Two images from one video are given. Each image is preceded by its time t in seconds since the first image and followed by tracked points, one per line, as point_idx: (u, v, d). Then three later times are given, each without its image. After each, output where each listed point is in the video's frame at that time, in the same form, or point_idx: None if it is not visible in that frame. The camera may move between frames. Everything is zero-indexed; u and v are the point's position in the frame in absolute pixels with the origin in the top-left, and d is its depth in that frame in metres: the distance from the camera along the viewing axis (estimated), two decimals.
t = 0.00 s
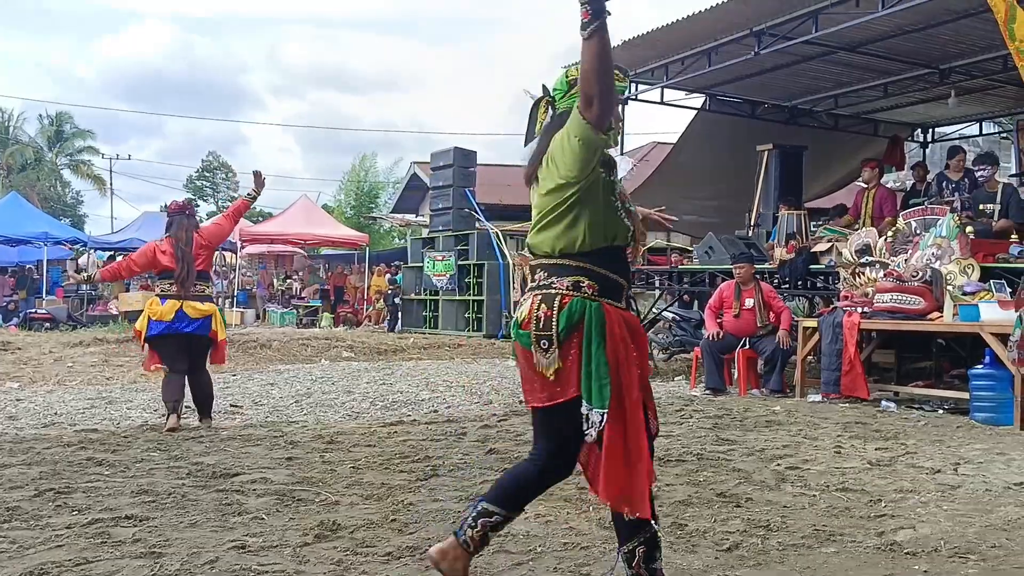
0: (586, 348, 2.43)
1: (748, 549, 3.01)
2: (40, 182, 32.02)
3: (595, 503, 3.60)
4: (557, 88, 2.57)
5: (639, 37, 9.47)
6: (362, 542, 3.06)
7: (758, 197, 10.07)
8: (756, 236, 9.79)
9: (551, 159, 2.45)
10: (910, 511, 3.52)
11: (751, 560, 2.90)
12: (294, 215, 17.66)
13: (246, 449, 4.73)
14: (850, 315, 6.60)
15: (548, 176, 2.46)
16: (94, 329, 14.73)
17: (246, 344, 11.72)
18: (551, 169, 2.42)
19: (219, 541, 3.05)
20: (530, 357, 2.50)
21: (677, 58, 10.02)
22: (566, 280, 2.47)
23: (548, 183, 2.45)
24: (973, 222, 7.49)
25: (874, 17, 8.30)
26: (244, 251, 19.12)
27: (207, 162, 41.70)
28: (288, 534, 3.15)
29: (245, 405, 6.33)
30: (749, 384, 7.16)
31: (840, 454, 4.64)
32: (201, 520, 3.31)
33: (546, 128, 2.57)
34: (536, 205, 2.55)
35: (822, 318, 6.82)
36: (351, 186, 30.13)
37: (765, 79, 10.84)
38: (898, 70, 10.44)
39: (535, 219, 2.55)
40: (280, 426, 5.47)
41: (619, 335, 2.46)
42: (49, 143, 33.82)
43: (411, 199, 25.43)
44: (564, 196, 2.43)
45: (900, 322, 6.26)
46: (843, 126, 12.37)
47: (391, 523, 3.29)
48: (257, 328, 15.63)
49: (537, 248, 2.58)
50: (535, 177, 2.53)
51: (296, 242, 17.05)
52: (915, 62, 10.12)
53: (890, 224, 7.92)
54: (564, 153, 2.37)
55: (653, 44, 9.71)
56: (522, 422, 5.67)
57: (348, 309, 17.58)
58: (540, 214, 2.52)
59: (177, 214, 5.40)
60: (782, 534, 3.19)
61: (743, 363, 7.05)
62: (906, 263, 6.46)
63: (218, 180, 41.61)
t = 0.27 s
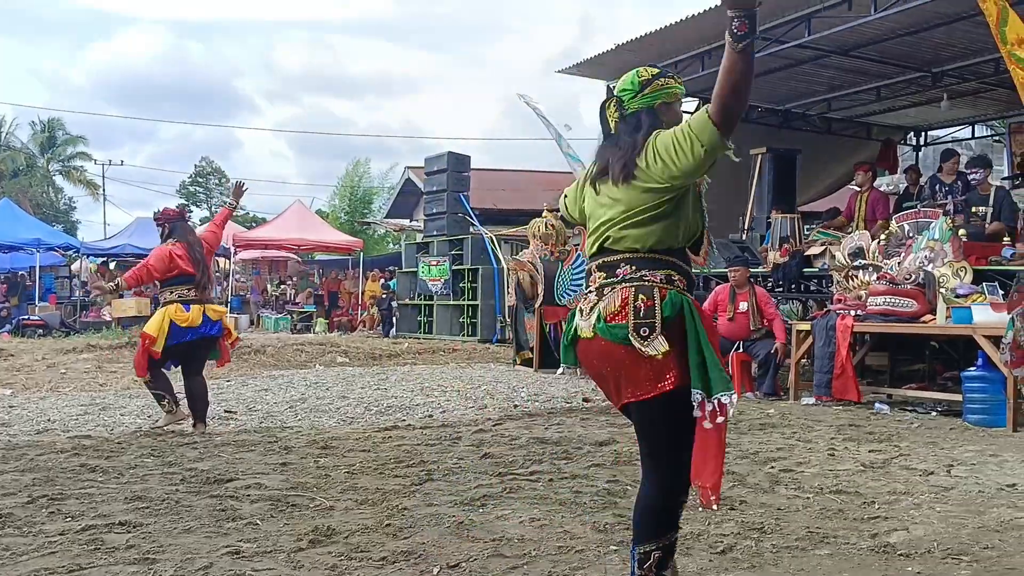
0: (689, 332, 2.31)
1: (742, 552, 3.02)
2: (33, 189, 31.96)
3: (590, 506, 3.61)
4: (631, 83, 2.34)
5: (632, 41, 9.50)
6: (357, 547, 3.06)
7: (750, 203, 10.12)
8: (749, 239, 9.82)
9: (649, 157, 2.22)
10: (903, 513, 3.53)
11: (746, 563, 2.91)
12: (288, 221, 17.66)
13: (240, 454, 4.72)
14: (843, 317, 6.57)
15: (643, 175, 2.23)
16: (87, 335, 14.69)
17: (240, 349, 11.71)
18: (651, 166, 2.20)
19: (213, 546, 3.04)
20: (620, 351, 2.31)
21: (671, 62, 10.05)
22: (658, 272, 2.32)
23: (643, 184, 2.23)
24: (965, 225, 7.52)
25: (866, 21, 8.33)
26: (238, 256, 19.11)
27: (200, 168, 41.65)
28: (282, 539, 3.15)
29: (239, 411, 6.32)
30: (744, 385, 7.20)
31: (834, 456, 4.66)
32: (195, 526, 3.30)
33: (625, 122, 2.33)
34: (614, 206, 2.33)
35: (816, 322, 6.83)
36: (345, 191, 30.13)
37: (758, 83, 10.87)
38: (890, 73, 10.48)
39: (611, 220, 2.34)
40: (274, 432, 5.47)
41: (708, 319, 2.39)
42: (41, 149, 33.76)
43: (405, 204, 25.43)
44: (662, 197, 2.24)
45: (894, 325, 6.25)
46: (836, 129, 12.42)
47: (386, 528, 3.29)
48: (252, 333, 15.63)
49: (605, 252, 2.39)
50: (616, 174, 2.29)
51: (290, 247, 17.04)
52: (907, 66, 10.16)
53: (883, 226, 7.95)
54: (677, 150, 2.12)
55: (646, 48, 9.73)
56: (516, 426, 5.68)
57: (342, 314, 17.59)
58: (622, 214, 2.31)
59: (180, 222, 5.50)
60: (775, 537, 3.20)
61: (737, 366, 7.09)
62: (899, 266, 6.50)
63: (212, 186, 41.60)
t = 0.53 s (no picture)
0: (742, 340, 2.55)
1: (735, 552, 3.03)
2: (26, 188, 31.86)
3: (584, 506, 3.61)
4: (689, 94, 2.49)
5: (626, 42, 9.50)
6: (351, 546, 3.06)
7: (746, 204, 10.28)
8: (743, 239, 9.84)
9: (714, 164, 2.42)
10: (896, 513, 3.54)
11: (740, 562, 2.92)
12: (283, 221, 17.63)
13: (234, 454, 4.71)
14: (837, 317, 6.60)
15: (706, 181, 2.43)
16: (81, 335, 14.65)
17: (234, 350, 11.69)
18: (718, 174, 2.40)
19: (207, 546, 3.04)
20: (667, 350, 2.51)
21: (666, 62, 10.05)
22: (712, 283, 2.52)
23: (706, 191, 2.43)
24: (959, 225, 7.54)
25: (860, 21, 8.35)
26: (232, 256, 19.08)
27: (194, 167, 41.57)
28: (277, 539, 3.14)
29: (233, 411, 6.30)
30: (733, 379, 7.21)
31: (828, 456, 4.67)
32: (189, 526, 3.30)
33: (687, 128, 2.48)
34: (673, 209, 2.50)
35: (810, 322, 6.82)
36: (340, 191, 30.09)
37: (753, 83, 10.89)
38: (885, 74, 10.50)
39: (668, 221, 2.52)
40: (269, 432, 5.46)
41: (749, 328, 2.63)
42: (35, 149, 33.67)
43: (399, 204, 25.42)
44: (721, 203, 2.45)
45: (887, 325, 6.25)
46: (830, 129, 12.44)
47: (380, 528, 3.29)
48: (246, 333, 15.61)
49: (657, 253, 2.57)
50: (680, 179, 2.45)
51: (285, 247, 17.00)
52: (901, 66, 10.19)
53: (877, 227, 7.97)
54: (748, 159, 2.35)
55: (641, 48, 9.74)
56: (510, 426, 5.67)
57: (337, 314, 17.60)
58: (681, 218, 2.50)
59: (165, 222, 5.49)
60: (769, 536, 3.20)
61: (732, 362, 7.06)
62: (893, 266, 6.50)
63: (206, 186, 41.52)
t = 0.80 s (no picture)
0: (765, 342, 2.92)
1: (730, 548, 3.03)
2: (20, 186, 31.75)
3: (579, 503, 3.61)
4: (719, 107, 2.91)
5: (621, 39, 9.50)
6: (347, 544, 3.06)
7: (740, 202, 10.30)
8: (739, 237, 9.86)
9: (752, 171, 2.87)
10: (891, 509, 3.55)
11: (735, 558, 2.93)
12: (278, 218, 17.60)
13: (229, 452, 4.71)
14: (832, 314, 6.65)
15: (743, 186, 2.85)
16: (75, 334, 14.62)
17: (229, 348, 11.67)
18: (761, 179, 2.85)
19: (202, 544, 3.04)
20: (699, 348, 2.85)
21: (661, 60, 10.06)
22: (745, 290, 2.91)
23: (744, 193, 2.85)
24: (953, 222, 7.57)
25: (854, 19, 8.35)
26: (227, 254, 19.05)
27: (189, 164, 41.46)
28: (272, 536, 3.14)
29: (228, 409, 6.30)
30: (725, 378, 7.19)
31: (822, 453, 4.68)
32: (184, 524, 3.29)
33: (719, 138, 2.88)
34: (711, 209, 2.88)
35: (805, 318, 6.89)
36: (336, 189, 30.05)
37: (749, 81, 10.91)
38: (879, 72, 10.52)
39: (705, 220, 2.89)
40: (264, 429, 5.46)
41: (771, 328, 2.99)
42: (29, 147, 33.59)
43: (394, 202, 25.38)
44: (760, 206, 2.87)
45: (882, 322, 6.29)
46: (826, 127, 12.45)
47: (375, 526, 3.29)
48: (241, 331, 15.58)
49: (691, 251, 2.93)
50: (719, 184, 2.85)
51: (280, 245, 16.97)
52: (896, 64, 10.20)
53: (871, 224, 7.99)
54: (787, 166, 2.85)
55: (636, 46, 9.74)
56: (505, 423, 5.68)
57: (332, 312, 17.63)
58: (726, 219, 2.87)
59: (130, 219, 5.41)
60: (764, 533, 3.21)
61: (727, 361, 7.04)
62: (887, 263, 6.52)
63: (201, 183, 41.43)
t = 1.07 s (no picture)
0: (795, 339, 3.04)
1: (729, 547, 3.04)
2: (18, 183, 31.71)
3: (577, 502, 3.61)
4: (750, 109, 2.96)
5: (620, 37, 9.50)
6: (345, 542, 3.06)
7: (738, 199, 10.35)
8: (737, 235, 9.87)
9: (778, 178, 2.98)
10: (889, 508, 3.55)
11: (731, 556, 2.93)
12: (276, 217, 17.59)
13: (227, 450, 4.71)
14: (829, 313, 6.69)
15: (770, 192, 2.96)
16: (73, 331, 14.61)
17: (226, 346, 11.66)
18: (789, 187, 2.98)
19: (200, 542, 3.03)
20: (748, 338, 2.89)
21: (659, 58, 10.05)
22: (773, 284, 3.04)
23: (771, 201, 2.96)
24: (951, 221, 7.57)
25: (853, 18, 8.35)
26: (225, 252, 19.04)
27: (187, 162, 41.43)
28: (270, 535, 3.14)
29: (226, 407, 6.29)
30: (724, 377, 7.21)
31: (820, 452, 4.68)
32: (182, 522, 3.29)
33: (753, 140, 2.93)
34: (740, 213, 2.94)
35: (803, 318, 6.93)
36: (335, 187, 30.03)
37: (747, 79, 10.91)
38: (877, 70, 10.53)
39: (738, 223, 2.94)
40: (261, 428, 5.45)
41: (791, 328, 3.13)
42: (27, 145, 33.57)
43: (393, 200, 25.37)
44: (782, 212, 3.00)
45: (880, 322, 6.32)
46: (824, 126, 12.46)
47: (373, 524, 3.28)
48: (239, 330, 15.57)
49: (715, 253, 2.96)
50: (752, 189, 2.92)
51: (278, 243, 16.96)
52: (894, 62, 10.21)
53: (869, 223, 8.00)
54: (809, 172, 3.01)
55: (634, 44, 9.74)
56: (503, 422, 5.68)
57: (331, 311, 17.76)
58: (756, 224, 2.95)
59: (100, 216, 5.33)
60: (762, 532, 3.21)
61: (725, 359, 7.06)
62: (885, 262, 6.54)
63: (198, 182, 41.39)
